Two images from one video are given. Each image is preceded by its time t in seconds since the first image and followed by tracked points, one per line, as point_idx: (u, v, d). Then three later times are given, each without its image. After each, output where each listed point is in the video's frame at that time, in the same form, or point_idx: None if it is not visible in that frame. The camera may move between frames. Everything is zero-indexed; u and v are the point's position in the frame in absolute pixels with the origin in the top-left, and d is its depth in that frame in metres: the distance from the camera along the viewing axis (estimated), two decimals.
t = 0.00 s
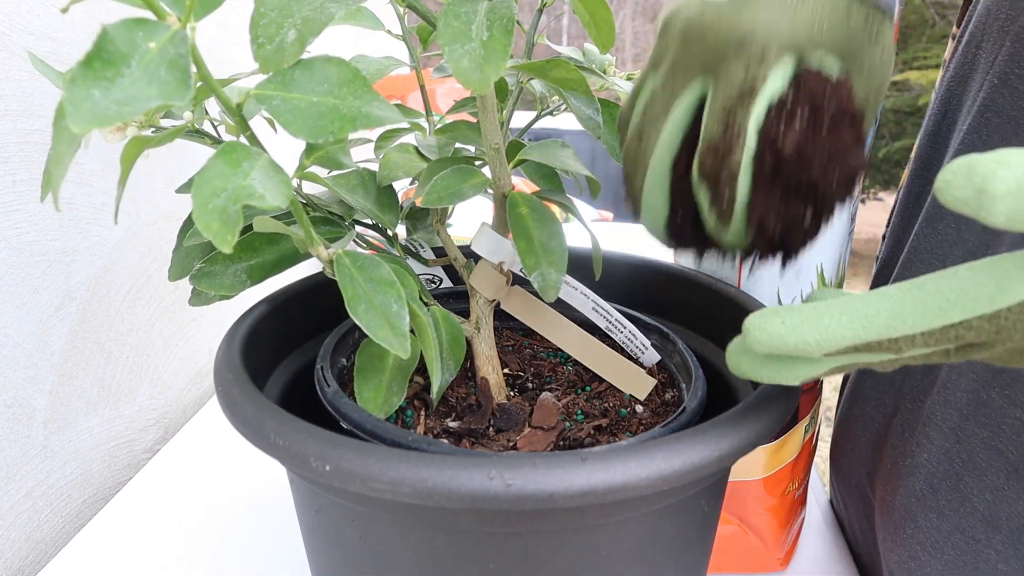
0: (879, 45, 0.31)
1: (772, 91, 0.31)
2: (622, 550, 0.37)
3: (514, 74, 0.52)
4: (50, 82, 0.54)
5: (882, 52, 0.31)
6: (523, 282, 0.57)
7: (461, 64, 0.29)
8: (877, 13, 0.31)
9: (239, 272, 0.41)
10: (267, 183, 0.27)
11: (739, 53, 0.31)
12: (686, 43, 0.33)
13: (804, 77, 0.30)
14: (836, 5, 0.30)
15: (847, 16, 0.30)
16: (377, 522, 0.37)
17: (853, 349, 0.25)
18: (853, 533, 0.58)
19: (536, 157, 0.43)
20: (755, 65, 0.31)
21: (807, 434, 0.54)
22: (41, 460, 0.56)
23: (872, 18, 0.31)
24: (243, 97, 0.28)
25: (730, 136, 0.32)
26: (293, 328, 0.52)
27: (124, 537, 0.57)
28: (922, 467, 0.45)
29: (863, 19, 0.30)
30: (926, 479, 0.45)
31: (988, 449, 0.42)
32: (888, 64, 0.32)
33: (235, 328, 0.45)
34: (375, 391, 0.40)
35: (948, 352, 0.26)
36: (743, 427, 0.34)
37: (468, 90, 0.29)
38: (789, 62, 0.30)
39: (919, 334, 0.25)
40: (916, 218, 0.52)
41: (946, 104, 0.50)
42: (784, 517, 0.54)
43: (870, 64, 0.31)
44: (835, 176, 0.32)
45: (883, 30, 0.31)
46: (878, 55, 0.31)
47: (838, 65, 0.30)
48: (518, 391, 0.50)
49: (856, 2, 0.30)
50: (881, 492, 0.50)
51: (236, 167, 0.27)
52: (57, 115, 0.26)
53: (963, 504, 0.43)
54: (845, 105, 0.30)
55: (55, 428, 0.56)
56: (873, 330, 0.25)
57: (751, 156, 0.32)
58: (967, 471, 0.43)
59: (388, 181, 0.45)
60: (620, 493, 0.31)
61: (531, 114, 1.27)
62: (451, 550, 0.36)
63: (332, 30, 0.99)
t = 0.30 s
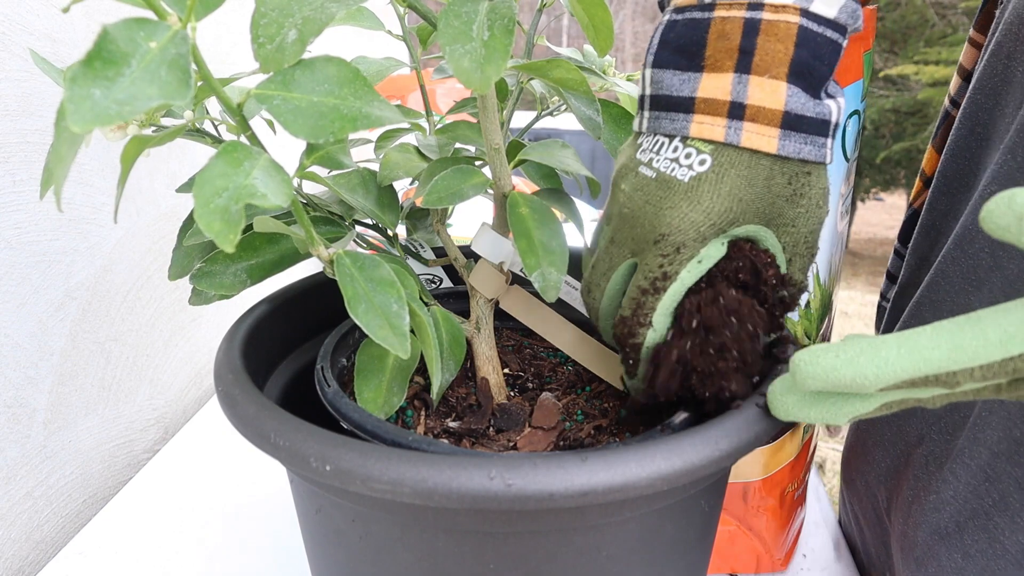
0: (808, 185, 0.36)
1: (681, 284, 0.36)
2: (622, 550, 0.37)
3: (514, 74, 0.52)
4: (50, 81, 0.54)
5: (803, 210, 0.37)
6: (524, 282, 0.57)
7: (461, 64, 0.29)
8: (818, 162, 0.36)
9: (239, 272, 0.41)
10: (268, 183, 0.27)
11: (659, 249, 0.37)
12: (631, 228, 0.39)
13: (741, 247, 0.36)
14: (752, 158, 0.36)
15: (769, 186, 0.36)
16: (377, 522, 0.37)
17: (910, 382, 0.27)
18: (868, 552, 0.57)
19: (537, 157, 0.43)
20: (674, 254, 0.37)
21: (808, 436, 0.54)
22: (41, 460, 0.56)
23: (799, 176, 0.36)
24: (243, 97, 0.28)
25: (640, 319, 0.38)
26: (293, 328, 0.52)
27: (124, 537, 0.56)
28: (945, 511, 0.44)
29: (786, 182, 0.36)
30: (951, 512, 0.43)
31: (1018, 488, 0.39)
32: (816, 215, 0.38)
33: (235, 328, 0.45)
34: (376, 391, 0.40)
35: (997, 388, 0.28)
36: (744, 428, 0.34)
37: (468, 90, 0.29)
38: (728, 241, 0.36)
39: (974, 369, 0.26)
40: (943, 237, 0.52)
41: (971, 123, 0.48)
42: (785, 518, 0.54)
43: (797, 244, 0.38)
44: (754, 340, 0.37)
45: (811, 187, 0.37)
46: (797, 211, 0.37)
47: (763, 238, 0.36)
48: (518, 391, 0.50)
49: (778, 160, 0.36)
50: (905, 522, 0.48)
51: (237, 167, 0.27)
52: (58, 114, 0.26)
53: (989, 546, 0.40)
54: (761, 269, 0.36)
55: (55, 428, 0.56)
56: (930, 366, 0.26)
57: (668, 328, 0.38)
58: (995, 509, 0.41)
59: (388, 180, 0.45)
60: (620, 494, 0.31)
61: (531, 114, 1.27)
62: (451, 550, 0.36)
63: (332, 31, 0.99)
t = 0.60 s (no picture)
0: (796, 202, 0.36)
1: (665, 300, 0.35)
2: (622, 551, 0.37)
3: (514, 74, 0.52)
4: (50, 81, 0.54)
5: (789, 225, 0.37)
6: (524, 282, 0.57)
7: (460, 65, 0.29)
8: (806, 176, 0.36)
9: (238, 272, 0.41)
10: (266, 184, 0.27)
11: (640, 261, 0.36)
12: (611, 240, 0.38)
13: (721, 273, 0.36)
14: (738, 167, 0.36)
15: (756, 198, 0.36)
16: (377, 522, 0.37)
17: (934, 444, 0.25)
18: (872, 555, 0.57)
19: (537, 157, 0.43)
20: (656, 266, 0.36)
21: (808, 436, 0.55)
22: (41, 461, 0.56)
23: (786, 191, 0.36)
24: (242, 98, 0.28)
25: (613, 334, 0.36)
26: (292, 328, 0.52)
27: (124, 537, 0.57)
28: (943, 529, 0.43)
29: (773, 196, 0.36)
30: (948, 522, 0.43)
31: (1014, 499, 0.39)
32: (803, 233, 0.37)
33: (235, 328, 0.45)
34: (375, 391, 0.40)
35: None
36: (744, 428, 0.34)
37: (467, 90, 0.29)
38: (714, 256, 0.36)
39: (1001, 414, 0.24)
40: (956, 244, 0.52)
41: (985, 123, 0.48)
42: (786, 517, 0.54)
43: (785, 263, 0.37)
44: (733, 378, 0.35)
45: (798, 203, 0.36)
46: (783, 227, 0.37)
47: (746, 257, 0.36)
48: (518, 391, 0.50)
49: (766, 172, 0.36)
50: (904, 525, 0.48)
51: (235, 168, 0.27)
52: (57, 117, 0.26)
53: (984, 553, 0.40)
54: (742, 298, 0.35)
55: (55, 428, 0.56)
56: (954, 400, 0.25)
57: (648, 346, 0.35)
58: (991, 518, 0.40)
59: (388, 181, 0.45)
60: (620, 494, 0.31)
61: (531, 114, 1.27)
62: (451, 550, 0.36)
63: (332, 30, 0.99)
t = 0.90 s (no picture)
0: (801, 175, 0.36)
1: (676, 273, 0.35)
2: (622, 551, 0.37)
3: (515, 74, 0.52)
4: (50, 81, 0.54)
5: (793, 199, 0.36)
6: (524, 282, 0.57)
7: (461, 64, 0.29)
8: (808, 151, 0.36)
9: (239, 272, 0.41)
10: (267, 183, 0.27)
11: (654, 240, 0.36)
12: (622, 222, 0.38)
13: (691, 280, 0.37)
14: (738, 147, 0.35)
15: (759, 172, 0.35)
16: (378, 522, 0.37)
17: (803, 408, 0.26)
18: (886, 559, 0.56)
19: (537, 157, 0.43)
20: (669, 244, 0.35)
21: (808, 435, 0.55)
22: (41, 460, 0.55)
23: (789, 164, 0.35)
24: (243, 97, 0.28)
25: (626, 304, 0.35)
26: (293, 328, 0.52)
27: (124, 537, 0.56)
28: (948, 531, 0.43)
29: (776, 169, 0.35)
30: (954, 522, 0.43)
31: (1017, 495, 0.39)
32: (807, 207, 0.37)
33: (235, 328, 0.45)
34: (376, 391, 0.40)
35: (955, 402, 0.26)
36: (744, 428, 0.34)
37: (468, 89, 0.29)
38: (723, 232, 0.35)
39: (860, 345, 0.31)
40: None
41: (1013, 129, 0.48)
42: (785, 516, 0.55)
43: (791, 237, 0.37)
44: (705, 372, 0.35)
45: (801, 175, 0.36)
46: (787, 200, 0.36)
47: (750, 228, 0.35)
48: (518, 391, 0.50)
49: (766, 149, 0.35)
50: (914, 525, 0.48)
51: (237, 167, 0.27)
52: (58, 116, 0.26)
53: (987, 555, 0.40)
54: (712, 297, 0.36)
55: (55, 428, 0.56)
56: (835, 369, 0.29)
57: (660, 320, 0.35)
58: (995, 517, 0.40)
59: (388, 181, 0.45)
60: (620, 494, 0.31)
61: (531, 114, 1.26)
62: (452, 550, 0.36)
63: (332, 30, 0.99)
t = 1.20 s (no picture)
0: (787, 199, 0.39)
1: (664, 283, 0.36)
2: (622, 552, 0.37)
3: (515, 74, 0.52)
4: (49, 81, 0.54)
5: (777, 216, 0.39)
6: (523, 282, 0.56)
7: (461, 64, 0.29)
8: (796, 180, 0.38)
9: (239, 272, 0.41)
10: (267, 184, 0.27)
11: (652, 251, 0.38)
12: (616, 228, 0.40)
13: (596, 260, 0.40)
14: (739, 171, 0.37)
15: (752, 195, 0.37)
16: (378, 522, 0.37)
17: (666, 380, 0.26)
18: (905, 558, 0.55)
19: (537, 157, 0.43)
20: (664, 257, 0.38)
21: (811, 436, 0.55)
22: (41, 460, 0.56)
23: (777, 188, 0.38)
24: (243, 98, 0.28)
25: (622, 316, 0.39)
26: (292, 328, 0.52)
27: (124, 538, 0.56)
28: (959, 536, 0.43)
29: (767, 192, 0.38)
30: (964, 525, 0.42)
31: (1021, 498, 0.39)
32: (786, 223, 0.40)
33: (235, 328, 0.45)
34: (375, 392, 0.40)
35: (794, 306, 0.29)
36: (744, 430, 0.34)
37: (468, 90, 0.29)
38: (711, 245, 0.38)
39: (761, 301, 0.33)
40: None
41: None
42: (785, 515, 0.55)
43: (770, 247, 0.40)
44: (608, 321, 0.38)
45: (785, 199, 0.39)
46: (771, 218, 0.39)
47: (737, 245, 0.38)
48: (518, 391, 0.50)
49: (760, 178, 0.37)
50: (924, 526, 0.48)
51: (236, 168, 0.27)
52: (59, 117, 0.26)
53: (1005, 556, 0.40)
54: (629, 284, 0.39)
55: (55, 428, 0.56)
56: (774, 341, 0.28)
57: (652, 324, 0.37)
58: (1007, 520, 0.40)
59: (388, 181, 0.45)
60: (620, 495, 0.31)
61: (531, 114, 1.26)
62: (452, 551, 0.36)
63: (331, 30, 0.99)
